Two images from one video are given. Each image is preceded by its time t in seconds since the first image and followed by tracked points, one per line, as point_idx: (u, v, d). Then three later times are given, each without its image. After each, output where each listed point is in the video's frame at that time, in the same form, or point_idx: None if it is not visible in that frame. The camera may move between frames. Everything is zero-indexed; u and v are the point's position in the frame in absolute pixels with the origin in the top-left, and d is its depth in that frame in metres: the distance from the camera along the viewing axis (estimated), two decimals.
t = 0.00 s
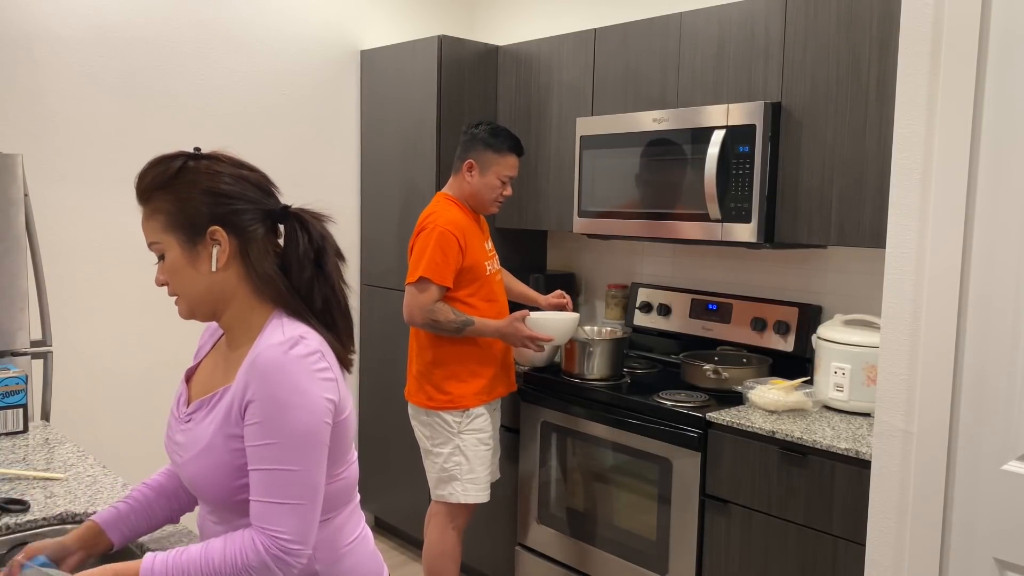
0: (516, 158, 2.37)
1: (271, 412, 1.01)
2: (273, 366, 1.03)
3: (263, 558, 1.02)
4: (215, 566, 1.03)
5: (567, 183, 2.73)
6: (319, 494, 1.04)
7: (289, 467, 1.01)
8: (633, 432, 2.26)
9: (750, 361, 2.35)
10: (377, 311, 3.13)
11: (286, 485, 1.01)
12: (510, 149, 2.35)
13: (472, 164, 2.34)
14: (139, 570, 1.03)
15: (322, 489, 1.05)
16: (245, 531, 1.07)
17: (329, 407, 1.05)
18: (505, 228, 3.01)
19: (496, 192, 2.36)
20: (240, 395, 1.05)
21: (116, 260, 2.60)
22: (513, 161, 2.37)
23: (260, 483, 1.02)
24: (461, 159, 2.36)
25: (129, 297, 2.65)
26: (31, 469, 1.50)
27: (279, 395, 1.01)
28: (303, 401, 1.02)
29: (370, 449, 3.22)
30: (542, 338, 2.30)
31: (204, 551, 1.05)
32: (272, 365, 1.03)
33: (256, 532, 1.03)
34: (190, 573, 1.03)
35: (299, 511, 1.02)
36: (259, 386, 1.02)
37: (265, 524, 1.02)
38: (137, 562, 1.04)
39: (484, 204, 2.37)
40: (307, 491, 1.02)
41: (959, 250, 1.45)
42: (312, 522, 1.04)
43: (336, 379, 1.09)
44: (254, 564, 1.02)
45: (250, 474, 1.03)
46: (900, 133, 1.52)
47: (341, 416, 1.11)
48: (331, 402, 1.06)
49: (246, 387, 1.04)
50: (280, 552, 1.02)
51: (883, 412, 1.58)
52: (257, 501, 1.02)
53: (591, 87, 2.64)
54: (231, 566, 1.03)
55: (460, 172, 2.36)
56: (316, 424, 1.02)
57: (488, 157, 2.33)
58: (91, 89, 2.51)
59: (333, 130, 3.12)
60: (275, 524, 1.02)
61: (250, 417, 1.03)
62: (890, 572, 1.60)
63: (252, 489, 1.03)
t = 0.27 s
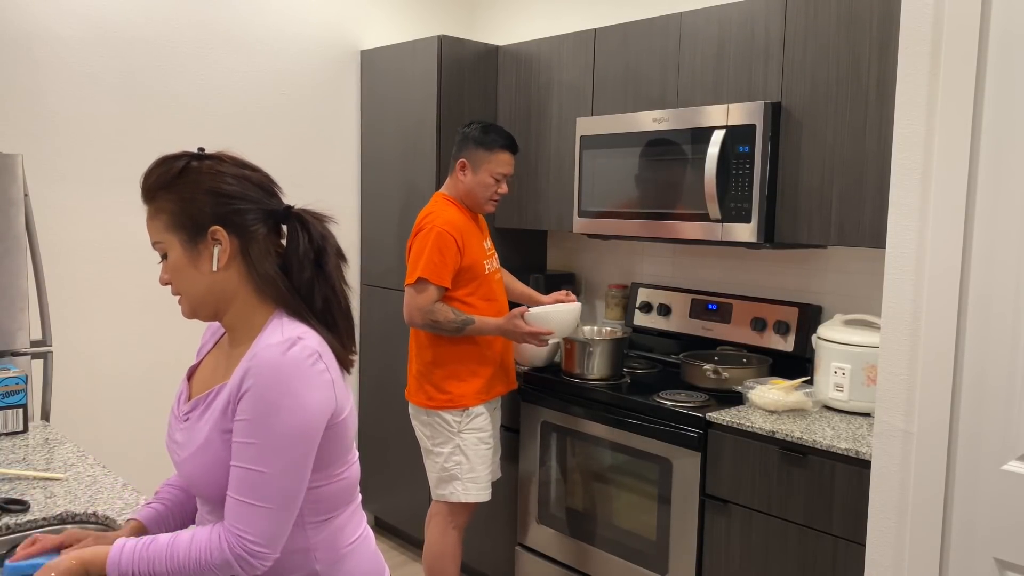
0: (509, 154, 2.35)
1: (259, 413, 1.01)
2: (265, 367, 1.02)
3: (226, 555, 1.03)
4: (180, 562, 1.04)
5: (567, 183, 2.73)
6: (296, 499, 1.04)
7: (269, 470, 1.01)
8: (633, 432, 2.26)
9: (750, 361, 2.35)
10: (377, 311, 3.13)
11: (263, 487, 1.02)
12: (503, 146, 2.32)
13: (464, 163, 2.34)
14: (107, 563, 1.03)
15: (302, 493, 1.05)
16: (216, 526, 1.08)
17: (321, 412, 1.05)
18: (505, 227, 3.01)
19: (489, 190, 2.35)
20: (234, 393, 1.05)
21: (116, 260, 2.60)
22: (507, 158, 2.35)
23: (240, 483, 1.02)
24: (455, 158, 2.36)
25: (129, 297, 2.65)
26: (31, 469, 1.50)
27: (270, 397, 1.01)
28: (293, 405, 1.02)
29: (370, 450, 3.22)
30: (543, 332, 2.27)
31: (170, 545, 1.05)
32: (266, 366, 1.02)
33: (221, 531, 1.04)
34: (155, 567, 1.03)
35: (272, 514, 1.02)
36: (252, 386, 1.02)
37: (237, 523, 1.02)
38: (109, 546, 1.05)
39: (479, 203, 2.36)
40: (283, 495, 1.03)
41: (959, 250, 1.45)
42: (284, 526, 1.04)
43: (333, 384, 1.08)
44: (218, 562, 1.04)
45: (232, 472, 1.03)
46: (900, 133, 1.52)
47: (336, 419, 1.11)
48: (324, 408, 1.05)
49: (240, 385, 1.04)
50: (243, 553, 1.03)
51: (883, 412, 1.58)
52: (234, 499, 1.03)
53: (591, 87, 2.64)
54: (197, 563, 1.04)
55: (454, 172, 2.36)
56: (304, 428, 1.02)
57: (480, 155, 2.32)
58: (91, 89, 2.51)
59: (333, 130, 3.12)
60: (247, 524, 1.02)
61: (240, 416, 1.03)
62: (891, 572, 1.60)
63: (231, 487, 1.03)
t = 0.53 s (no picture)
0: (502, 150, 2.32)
1: (266, 411, 1.01)
2: (272, 366, 1.03)
3: (234, 553, 1.02)
4: (186, 555, 1.04)
5: (568, 183, 2.73)
6: (302, 497, 1.04)
7: (276, 468, 1.01)
8: (633, 432, 2.26)
9: (750, 361, 2.35)
10: (377, 311, 3.13)
11: (270, 485, 1.01)
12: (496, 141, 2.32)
13: (455, 163, 2.35)
14: (112, 552, 1.04)
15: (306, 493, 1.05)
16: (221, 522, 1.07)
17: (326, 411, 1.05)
18: (505, 228, 3.01)
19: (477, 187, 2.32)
20: (239, 391, 1.05)
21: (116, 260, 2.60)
22: (497, 155, 2.32)
23: (246, 481, 1.02)
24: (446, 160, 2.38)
25: (129, 297, 2.65)
26: (31, 469, 1.50)
27: (276, 395, 1.01)
28: (298, 404, 1.02)
29: (370, 450, 3.22)
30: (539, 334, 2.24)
31: (177, 538, 1.05)
32: (272, 364, 1.03)
33: (229, 528, 1.04)
34: (161, 557, 1.04)
35: (278, 512, 1.02)
36: (258, 384, 1.02)
37: (243, 521, 1.02)
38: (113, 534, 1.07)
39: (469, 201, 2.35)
40: (290, 493, 1.02)
41: (959, 250, 1.45)
42: (290, 524, 1.04)
43: (337, 383, 1.09)
44: (225, 559, 1.03)
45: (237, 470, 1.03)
46: (900, 133, 1.52)
47: (340, 419, 1.11)
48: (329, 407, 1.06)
49: (245, 383, 1.04)
50: (252, 551, 1.02)
51: (883, 412, 1.58)
52: (239, 497, 1.02)
53: (591, 87, 2.64)
54: (203, 557, 1.04)
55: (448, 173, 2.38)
56: (309, 427, 1.02)
57: (466, 153, 2.32)
58: (91, 89, 2.51)
59: (333, 130, 3.12)
60: (253, 522, 1.02)
61: (246, 414, 1.03)
62: (891, 572, 1.60)
63: (236, 486, 1.03)
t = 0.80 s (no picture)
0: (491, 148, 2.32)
1: (257, 407, 1.01)
2: (275, 365, 1.03)
3: (185, 544, 1.01)
4: (138, 545, 1.02)
5: (568, 183, 2.73)
6: (271, 497, 1.02)
7: (252, 462, 1.00)
8: (633, 432, 2.26)
9: (750, 361, 2.35)
10: (377, 311, 3.13)
11: (242, 479, 1.00)
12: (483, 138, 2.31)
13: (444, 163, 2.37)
14: (63, 539, 1.01)
15: (275, 496, 1.03)
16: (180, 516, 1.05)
17: (319, 416, 1.05)
18: (506, 228, 3.01)
19: (460, 184, 2.31)
20: (237, 387, 1.05)
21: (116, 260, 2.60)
22: (474, 151, 2.29)
23: (220, 473, 1.01)
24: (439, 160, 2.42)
25: (129, 297, 2.65)
26: (31, 469, 1.50)
27: (272, 393, 1.01)
28: (293, 405, 1.02)
29: (370, 450, 3.22)
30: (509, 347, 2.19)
31: (131, 527, 1.03)
32: (273, 364, 1.03)
33: (190, 519, 1.02)
34: (112, 548, 1.01)
35: (242, 508, 1.00)
36: (257, 381, 1.03)
37: (204, 514, 1.00)
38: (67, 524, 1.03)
39: (455, 199, 2.34)
40: (258, 491, 1.01)
41: (959, 250, 1.45)
42: (254, 523, 1.02)
43: (337, 390, 1.09)
44: (176, 548, 1.01)
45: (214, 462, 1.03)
46: (900, 133, 1.52)
47: (336, 426, 1.11)
48: (323, 412, 1.06)
49: (244, 380, 1.05)
50: (203, 543, 1.00)
51: (883, 412, 1.58)
52: (207, 489, 1.01)
53: (591, 87, 2.64)
54: (156, 547, 1.02)
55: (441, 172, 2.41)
56: (295, 428, 1.02)
57: (450, 151, 2.33)
58: (91, 88, 2.51)
59: (334, 130, 3.12)
60: (214, 516, 1.00)
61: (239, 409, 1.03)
62: (891, 572, 1.60)
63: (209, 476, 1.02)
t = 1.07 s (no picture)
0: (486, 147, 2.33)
1: (240, 400, 1.01)
2: (266, 363, 1.04)
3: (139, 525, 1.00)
4: (95, 526, 1.01)
5: (568, 184, 2.74)
6: (236, 490, 1.02)
7: (223, 453, 1.00)
8: (633, 433, 2.26)
9: (750, 361, 2.35)
10: (377, 311, 3.14)
11: (211, 468, 1.00)
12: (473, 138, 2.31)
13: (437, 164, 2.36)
14: (24, 517, 1.01)
15: (244, 491, 1.03)
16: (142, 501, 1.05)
17: (302, 417, 1.05)
18: (506, 227, 3.01)
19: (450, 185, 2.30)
20: (228, 381, 1.06)
21: (116, 260, 2.60)
22: (462, 150, 2.29)
23: (192, 461, 1.00)
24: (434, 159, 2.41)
25: (130, 297, 2.65)
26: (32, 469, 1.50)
27: (259, 390, 1.02)
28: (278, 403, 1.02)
29: (370, 450, 3.22)
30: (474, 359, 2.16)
31: (94, 508, 1.03)
32: (263, 361, 1.04)
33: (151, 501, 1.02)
34: (69, 529, 1.01)
35: (205, 497, 1.00)
36: (246, 377, 1.03)
37: (165, 499, 1.00)
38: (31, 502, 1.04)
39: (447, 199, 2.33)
40: (224, 481, 1.00)
41: (959, 249, 1.45)
42: (217, 513, 1.01)
43: (327, 394, 1.09)
44: (129, 529, 1.01)
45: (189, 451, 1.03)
46: (900, 133, 1.52)
47: (324, 429, 1.11)
48: (307, 414, 1.05)
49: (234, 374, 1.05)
50: (158, 526, 1.00)
51: (883, 412, 1.58)
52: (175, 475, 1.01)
53: (591, 87, 2.64)
54: (110, 528, 1.01)
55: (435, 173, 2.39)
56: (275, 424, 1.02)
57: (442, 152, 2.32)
58: (91, 88, 2.51)
59: (334, 130, 3.12)
60: (173, 502, 0.99)
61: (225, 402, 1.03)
62: (891, 572, 1.60)
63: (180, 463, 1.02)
